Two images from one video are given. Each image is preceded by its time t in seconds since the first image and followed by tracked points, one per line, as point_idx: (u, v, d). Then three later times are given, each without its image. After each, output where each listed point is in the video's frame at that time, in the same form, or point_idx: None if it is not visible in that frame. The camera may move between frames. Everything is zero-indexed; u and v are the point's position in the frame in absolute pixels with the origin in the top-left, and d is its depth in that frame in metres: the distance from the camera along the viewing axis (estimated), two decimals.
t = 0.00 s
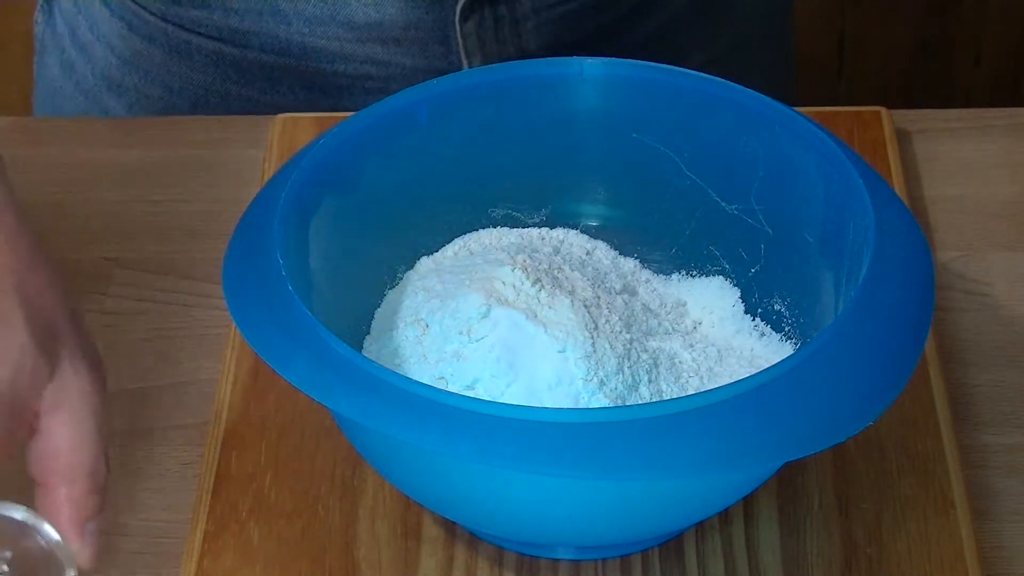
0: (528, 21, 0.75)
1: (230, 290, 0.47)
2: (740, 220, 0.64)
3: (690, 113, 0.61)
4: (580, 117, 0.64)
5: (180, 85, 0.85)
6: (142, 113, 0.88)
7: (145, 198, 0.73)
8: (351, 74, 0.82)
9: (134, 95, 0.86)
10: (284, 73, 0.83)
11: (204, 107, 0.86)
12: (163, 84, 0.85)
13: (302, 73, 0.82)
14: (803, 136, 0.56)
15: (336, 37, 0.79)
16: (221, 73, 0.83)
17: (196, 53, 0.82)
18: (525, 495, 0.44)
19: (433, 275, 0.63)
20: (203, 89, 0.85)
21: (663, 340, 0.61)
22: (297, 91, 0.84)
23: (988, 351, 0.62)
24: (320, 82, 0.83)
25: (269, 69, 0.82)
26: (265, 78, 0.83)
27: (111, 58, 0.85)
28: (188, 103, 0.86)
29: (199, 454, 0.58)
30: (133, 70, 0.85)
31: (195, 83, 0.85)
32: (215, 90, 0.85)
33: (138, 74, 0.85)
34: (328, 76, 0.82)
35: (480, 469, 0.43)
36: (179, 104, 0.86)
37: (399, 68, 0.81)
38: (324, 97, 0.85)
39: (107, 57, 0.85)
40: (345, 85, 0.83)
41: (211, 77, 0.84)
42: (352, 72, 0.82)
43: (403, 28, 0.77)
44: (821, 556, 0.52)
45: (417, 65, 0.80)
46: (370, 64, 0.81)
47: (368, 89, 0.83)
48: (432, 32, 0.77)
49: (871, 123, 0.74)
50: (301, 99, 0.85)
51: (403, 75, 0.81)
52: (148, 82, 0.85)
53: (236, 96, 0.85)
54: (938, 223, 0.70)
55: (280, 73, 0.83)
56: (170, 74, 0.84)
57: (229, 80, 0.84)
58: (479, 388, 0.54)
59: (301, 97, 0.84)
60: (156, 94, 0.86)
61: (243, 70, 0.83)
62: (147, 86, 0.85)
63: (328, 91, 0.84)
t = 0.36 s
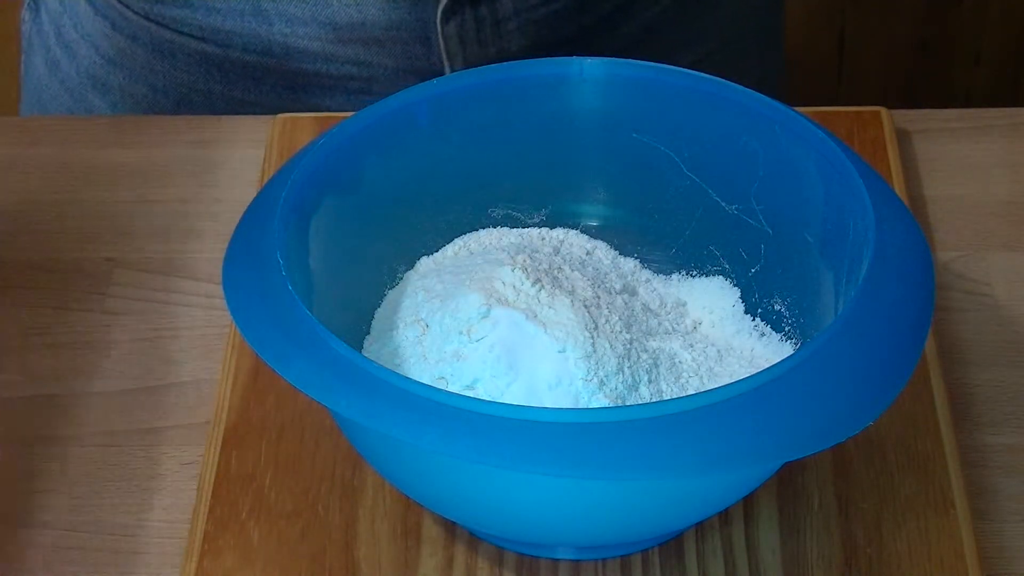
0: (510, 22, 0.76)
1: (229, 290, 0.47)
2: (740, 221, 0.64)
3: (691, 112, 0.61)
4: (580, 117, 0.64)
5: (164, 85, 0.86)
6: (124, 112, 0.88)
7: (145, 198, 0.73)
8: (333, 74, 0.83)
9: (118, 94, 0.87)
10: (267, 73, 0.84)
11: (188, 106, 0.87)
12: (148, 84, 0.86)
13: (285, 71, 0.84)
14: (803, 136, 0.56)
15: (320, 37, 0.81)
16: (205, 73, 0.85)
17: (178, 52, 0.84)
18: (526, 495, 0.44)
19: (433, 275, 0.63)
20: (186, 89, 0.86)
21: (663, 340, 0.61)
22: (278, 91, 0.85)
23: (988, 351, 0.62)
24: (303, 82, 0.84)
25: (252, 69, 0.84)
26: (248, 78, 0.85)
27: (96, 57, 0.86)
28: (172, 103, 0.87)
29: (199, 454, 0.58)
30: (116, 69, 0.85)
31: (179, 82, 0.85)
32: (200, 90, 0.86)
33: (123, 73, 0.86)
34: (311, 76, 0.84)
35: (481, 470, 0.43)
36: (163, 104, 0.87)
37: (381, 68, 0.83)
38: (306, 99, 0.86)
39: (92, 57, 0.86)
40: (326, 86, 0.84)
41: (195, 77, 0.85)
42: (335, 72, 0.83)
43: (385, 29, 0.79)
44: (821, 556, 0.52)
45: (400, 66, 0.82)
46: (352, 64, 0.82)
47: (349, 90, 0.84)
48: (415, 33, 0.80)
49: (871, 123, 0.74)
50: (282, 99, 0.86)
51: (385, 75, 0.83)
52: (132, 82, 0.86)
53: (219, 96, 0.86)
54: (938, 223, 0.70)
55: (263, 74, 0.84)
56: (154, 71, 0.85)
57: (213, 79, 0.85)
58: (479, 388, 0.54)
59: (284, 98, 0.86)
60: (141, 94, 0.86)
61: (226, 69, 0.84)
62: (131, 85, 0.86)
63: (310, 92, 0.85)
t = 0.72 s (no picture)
0: (500, 24, 0.78)
1: (229, 290, 0.47)
2: (740, 220, 0.64)
3: (690, 112, 0.61)
4: (580, 117, 0.64)
5: (152, 89, 0.86)
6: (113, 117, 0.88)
7: (145, 198, 0.73)
8: (323, 77, 0.83)
9: (106, 99, 0.87)
10: (256, 78, 0.84)
11: (177, 110, 0.87)
12: (135, 88, 0.86)
13: (275, 74, 0.83)
14: (803, 136, 0.56)
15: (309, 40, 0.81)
16: (193, 76, 0.85)
17: (167, 56, 0.83)
18: (526, 494, 0.44)
19: (433, 275, 0.63)
20: (175, 93, 0.86)
21: (663, 340, 0.61)
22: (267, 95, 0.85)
23: (988, 352, 0.62)
24: (292, 85, 0.84)
25: (241, 72, 0.84)
26: (237, 81, 0.84)
27: (84, 62, 0.86)
28: (161, 106, 0.87)
29: (199, 454, 0.58)
30: (104, 73, 0.86)
31: (167, 87, 0.86)
32: (187, 93, 0.86)
33: (111, 78, 0.86)
34: (300, 79, 0.84)
35: (481, 470, 0.43)
36: (152, 108, 0.87)
37: (371, 72, 0.83)
38: (296, 101, 0.85)
39: (81, 61, 0.86)
40: (316, 90, 0.84)
41: (184, 81, 0.85)
42: (324, 75, 0.83)
43: (374, 32, 0.80)
44: (821, 556, 0.52)
45: (389, 68, 0.82)
46: (342, 67, 0.82)
47: (339, 93, 0.84)
48: (406, 36, 0.80)
49: (871, 123, 0.74)
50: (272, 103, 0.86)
51: (375, 78, 0.83)
52: (121, 86, 0.86)
53: (209, 99, 0.86)
54: (938, 223, 0.70)
55: (253, 77, 0.84)
56: (142, 76, 0.85)
57: (202, 84, 0.85)
58: (479, 388, 0.54)
59: (273, 101, 0.85)
60: (129, 98, 0.87)
61: (215, 73, 0.84)
62: (119, 90, 0.86)
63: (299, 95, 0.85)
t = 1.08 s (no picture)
0: (485, 22, 0.78)
1: (229, 290, 0.47)
2: (741, 221, 0.64)
3: (690, 112, 0.61)
4: (580, 117, 0.64)
5: (139, 86, 0.86)
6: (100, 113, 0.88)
7: (145, 198, 0.73)
8: (310, 74, 0.84)
9: (94, 95, 0.87)
10: (243, 74, 0.84)
11: (164, 107, 0.87)
12: (123, 85, 0.86)
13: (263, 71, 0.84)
14: (804, 136, 0.56)
15: (296, 37, 0.81)
16: (180, 73, 0.85)
17: (154, 54, 0.83)
18: (527, 494, 0.44)
19: (433, 275, 0.63)
20: (161, 90, 0.86)
21: (663, 340, 0.61)
22: (254, 91, 0.86)
23: (988, 352, 0.62)
24: (279, 81, 0.85)
25: (228, 69, 0.84)
26: (223, 77, 0.85)
27: (72, 59, 0.86)
28: (148, 103, 0.87)
29: (199, 454, 0.58)
30: (92, 70, 0.86)
31: (154, 84, 0.85)
32: (174, 90, 0.86)
33: (99, 75, 0.86)
34: (287, 75, 0.84)
35: (482, 470, 0.43)
36: (139, 104, 0.87)
37: (357, 69, 0.83)
38: (283, 99, 0.86)
39: (68, 58, 0.86)
40: (303, 86, 0.85)
41: (170, 77, 0.85)
42: (310, 72, 0.83)
43: (360, 29, 0.80)
44: (821, 556, 0.52)
45: (374, 66, 0.83)
46: (329, 64, 0.83)
47: (325, 90, 0.85)
48: (391, 33, 0.80)
49: (871, 123, 0.74)
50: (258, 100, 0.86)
51: (360, 75, 0.84)
52: (108, 83, 0.86)
53: (195, 96, 0.86)
54: (938, 223, 0.70)
55: (239, 73, 0.84)
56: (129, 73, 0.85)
57: (188, 81, 0.85)
58: (478, 387, 0.54)
59: (259, 97, 0.86)
60: (116, 95, 0.87)
61: (203, 70, 0.84)
62: (106, 86, 0.86)
63: (286, 91, 0.86)
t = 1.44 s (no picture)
0: (500, 23, 0.77)
1: (229, 291, 0.47)
2: (741, 221, 0.64)
3: (690, 112, 0.61)
4: (579, 117, 0.64)
5: (153, 87, 0.86)
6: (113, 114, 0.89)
7: (145, 198, 0.73)
8: (324, 75, 0.83)
9: (107, 96, 0.88)
10: (257, 75, 0.84)
11: (178, 108, 0.87)
12: (137, 86, 0.86)
13: (277, 73, 0.84)
14: (803, 136, 0.56)
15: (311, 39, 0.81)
16: (193, 74, 0.85)
17: (168, 54, 0.84)
18: (526, 495, 0.44)
19: (432, 275, 0.63)
20: (175, 91, 0.86)
21: (663, 340, 0.61)
22: (269, 93, 0.86)
23: (988, 352, 0.62)
24: (293, 82, 0.84)
25: (241, 70, 0.84)
26: (237, 78, 0.85)
27: (85, 60, 0.86)
28: (161, 105, 0.87)
29: (199, 454, 0.58)
30: (104, 71, 0.86)
31: (167, 84, 0.86)
32: (187, 91, 0.86)
33: (112, 76, 0.86)
34: (301, 77, 0.84)
35: (481, 470, 0.43)
36: (153, 105, 0.87)
37: (371, 70, 0.83)
38: (297, 100, 0.86)
39: (81, 59, 0.86)
40: (317, 88, 0.85)
41: (184, 78, 0.85)
42: (324, 73, 0.83)
43: (374, 31, 0.79)
44: (821, 556, 0.52)
45: (387, 67, 0.82)
46: (342, 66, 0.82)
47: (339, 91, 0.84)
48: (406, 35, 0.80)
49: (872, 123, 0.74)
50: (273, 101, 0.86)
51: (374, 76, 0.83)
52: (123, 84, 0.87)
53: (209, 97, 0.86)
54: (938, 223, 0.70)
55: (253, 74, 0.84)
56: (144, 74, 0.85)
57: (202, 82, 0.85)
58: (479, 387, 0.54)
59: (273, 98, 0.86)
60: (130, 96, 0.87)
61: (217, 71, 0.84)
62: (120, 87, 0.87)
63: (299, 92, 0.85)
